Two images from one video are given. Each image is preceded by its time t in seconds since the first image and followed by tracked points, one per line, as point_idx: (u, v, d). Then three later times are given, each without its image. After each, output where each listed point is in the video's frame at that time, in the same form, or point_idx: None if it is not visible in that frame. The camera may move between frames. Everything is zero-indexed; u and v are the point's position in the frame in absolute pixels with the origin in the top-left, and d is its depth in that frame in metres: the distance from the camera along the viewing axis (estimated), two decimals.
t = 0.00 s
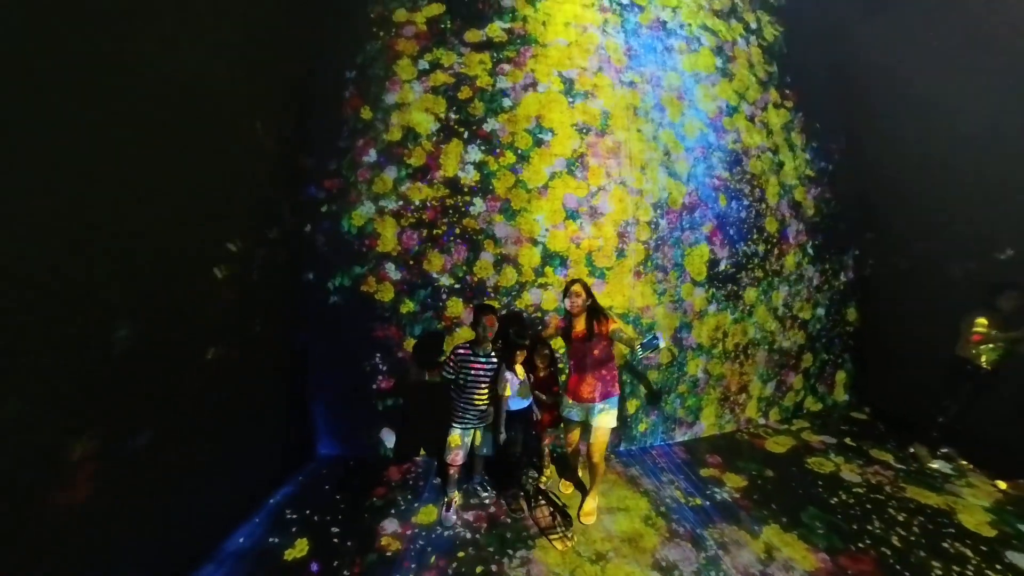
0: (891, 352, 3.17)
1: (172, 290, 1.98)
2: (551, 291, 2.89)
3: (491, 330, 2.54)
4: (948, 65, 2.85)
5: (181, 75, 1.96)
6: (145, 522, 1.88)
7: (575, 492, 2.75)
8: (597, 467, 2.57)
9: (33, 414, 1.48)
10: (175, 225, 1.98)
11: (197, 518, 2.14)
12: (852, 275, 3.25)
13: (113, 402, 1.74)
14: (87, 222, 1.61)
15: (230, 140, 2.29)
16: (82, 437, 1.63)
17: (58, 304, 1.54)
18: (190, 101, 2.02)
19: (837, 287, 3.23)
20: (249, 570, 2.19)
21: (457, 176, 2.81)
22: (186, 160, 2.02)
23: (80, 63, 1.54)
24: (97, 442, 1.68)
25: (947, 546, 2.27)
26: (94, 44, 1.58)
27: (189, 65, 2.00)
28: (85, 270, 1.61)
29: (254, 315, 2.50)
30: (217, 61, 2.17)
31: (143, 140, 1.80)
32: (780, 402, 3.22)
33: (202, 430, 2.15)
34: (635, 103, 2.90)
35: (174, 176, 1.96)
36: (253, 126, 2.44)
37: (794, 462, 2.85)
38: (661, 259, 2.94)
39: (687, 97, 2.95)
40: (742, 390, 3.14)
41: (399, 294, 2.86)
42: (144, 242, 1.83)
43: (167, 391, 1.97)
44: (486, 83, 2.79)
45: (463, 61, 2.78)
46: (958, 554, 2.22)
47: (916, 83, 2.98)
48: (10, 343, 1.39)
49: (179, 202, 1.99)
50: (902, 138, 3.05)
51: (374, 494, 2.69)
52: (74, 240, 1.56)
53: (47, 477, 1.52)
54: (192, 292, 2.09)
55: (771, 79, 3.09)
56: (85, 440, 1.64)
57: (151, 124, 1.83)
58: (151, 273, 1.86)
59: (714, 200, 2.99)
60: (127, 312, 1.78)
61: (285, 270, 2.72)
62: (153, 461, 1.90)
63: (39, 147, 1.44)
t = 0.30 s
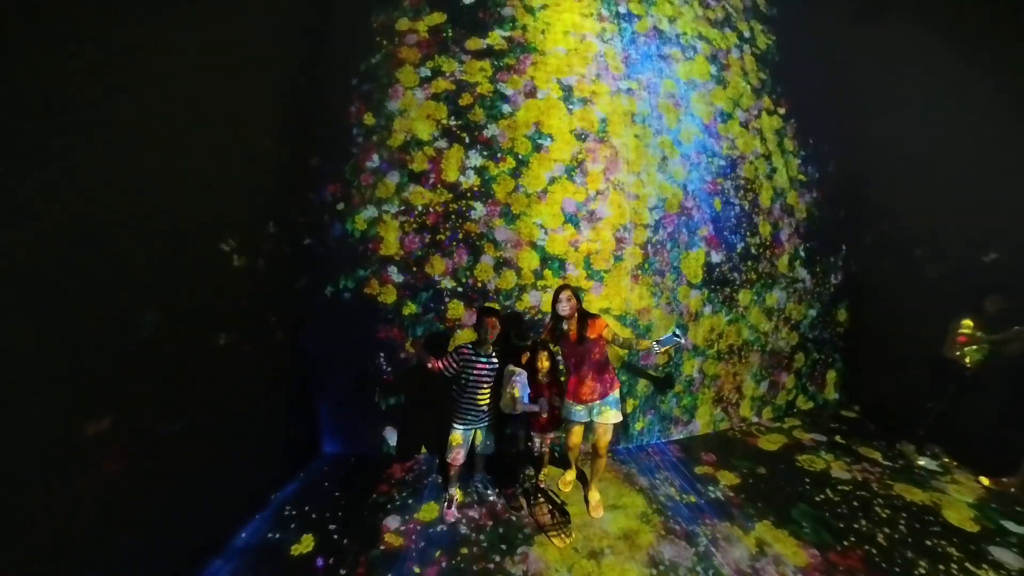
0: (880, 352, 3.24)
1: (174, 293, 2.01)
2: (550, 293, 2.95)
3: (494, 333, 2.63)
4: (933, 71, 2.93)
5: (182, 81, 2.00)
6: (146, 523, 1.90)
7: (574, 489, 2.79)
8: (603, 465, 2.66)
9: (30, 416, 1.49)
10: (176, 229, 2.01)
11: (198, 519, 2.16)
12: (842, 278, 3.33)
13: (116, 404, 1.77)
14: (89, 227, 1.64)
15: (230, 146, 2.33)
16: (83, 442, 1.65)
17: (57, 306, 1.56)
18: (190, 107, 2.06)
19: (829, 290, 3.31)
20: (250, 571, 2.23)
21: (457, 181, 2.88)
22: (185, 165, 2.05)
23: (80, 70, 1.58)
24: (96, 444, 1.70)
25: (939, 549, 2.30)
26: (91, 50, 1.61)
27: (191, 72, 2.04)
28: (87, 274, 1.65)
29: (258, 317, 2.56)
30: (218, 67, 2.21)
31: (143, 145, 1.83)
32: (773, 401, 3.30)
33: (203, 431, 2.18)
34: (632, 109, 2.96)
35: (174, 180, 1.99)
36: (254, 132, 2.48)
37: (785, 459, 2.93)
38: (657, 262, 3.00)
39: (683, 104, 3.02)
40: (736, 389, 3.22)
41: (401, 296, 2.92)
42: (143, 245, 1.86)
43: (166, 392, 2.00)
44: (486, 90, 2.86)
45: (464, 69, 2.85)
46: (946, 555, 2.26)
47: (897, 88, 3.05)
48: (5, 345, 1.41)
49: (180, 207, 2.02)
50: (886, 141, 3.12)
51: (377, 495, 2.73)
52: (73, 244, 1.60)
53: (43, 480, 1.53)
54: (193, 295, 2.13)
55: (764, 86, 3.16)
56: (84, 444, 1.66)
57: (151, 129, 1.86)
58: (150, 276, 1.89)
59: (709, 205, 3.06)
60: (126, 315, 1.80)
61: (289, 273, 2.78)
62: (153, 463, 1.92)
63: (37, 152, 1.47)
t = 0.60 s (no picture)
0: (869, 351, 3.30)
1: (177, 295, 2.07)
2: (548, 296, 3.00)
3: (497, 336, 2.72)
4: (918, 77, 3.01)
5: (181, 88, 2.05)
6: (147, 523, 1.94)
7: (573, 489, 2.86)
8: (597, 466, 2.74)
9: (31, 415, 1.54)
10: (177, 233, 2.06)
11: (199, 520, 2.20)
12: (832, 280, 3.41)
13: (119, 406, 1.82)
14: (92, 232, 1.70)
15: (231, 151, 2.39)
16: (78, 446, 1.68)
17: (56, 310, 1.60)
18: (191, 112, 2.11)
19: (820, 292, 3.40)
20: (249, 570, 2.27)
21: (457, 187, 2.95)
22: (185, 169, 2.10)
23: (78, 77, 1.63)
24: (95, 447, 1.73)
25: (925, 551, 2.35)
26: (89, 55, 1.66)
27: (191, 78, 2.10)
28: (90, 278, 1.70)
29: (262, 319, 2.63)
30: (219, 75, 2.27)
31: (142, 150, 1.88)
32: (764, 400, 3.38)
33: (204, 432, 2.23)
34: (628, 116, 3.03)
35: (174, 184, 2.04)
36: (255, 138, 2.55)
37: (773, 458, 3.01)
38: (653, 266, 3.07)
39: (678, 111, 3.09)
40: (729, 389, 3.30)
41: (402, 299, 2.99)
42: (145, 248, 1.91)
43: (172, 393, 2.05)
44: (485, 98, 2.92)
45: (464, 77, 2.92)
46: (930, 555, 2.32)
47: (889, 93, 3.13)
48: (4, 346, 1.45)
49: (180, 210, 2.07)
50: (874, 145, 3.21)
51: (383, 492, 2.82)
52: (75, 248, 1.65)
53: (37, 485, 1.55)
54: (196, 297, 2.18)
55: (756, 94, 3.25)
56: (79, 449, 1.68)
57: (149, 135, 1.91)
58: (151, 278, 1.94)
59: (703, 210, 3.13)
60: (129, 317, 1.85)
61: (292, 276, 2.86)
62: (155, 463, 1.97)
63: (40, 158, 1.53)
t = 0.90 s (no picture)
0: (859, 351, 3.41)
1: (175, 298, 2.12)
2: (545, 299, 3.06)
3: (501, 339, 2.87)
4: (901, 83, 3.10)
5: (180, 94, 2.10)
6: (147, 523, 1.97)
7: (570, 485, 2.95)
8: (603, 469, 2.75)
9: (36, 415, 1.58)
10: (177, 237, 2.12)
11: (199, 520, 2.24)
12: (820, 283, 3.53)
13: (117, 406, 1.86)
14: (92, 237, 1.74)
15: (231, 157, 2.44)
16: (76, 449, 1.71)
17: (52, 314, 1.63)
18: (190, 119, 2.16)
19: (810, 293, 3.50)
20: (252, 567, 2.33)
21: (457, 191, 3.02)
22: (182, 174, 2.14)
23: (76, 83, 1.66)
24: (95, 448, 1.77)
25: (907, 546, 2.41)
26: (87, 64, 1.70)
27: (191, 85, 2.15)
28: (93, 282, 1.75)
29: (263, 320, 2.70)
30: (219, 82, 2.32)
31: (141, 157, 1.92)
32: (756, 398, 3.47)
33: (204, 432, 2.28)
34: (624, 122, 3.10)
35: (173, 190, 2.10)
36: (255, 144, 2.60)
37: (764, 455, 3.09)
38: (648, 268, 3.14)
39: (673, 118, 3.17)
40: (722, 388, 3.39)
41: (404, 301, 3.06)
42: (143, 253, 1.95)
43: (169, 393, 2.09)
44: (485, 105, 2.99)
45: (463, 84, 2.99)
46: (914, 550, 2.38)
47: (877, 99, 3.23)
48: (5, 348, 1.48)
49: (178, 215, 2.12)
50: (864, 150, 3.31)
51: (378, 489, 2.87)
52: (75, 254, 1.69)
53: (37, 488, 1.58)
54: (195, 300, 2.23)
55: (748, 101, 3.33)
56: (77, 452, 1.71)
57: (148, 140, 1.95)
58: (149, 282, 1.98)
59: (697, 214, 3.21)
60: (127, 320, 1.89)
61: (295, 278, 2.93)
62: (156, 462, 2.01)
63: (49, 164, 1.59)
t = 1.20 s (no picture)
0: (847, 350, 3.48)
1: (175, 301, 2.17)
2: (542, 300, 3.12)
3: (499, 340, 2.86)
4: (885, 88, 3.18)
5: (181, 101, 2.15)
6: (147, 523, 2.02)
7: (567, 483, 3.00)
8: (603, 466, 2.84)
9: (35, 415, 1.62)
10: (175, 239, 2.16)
11: (199, 520, 2.28)
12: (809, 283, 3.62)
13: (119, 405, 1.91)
14: (94, 241, 1.80)
15: (231, 162, 2.49)
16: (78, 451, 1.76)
17: (53, 317, 1.68)
18: (189, 125, 2.21)
19: (800, 293, 3.60)
20: (255, 564, 2.39)
21: (456, 195, 3.08)
22: (184, 178, 2.19)
23: (76, 93, 1.71)
24: (94, 449, 1.81)
25: (890, 540, 2.49)
26: (86, 73, 1.75)
27: (190, 92, 2.20)
28: (94, 285, 1.80)
29: (264, 321, 2.75)
30: (219, 89, 2.37)
31: (140, 162, 1.97)
32: (747, 396, 3.56)
33: (204, 432, 2.32)
34: (620, 128, 3.17)
35: (174, 195, 2.15)
36: (255, 150, 2.65)
37: (754, 452, 3.16)
38: (643, 270, 3.22)
39: (667, 123, 3.25)
40: (715, 387, 3.47)
41: (403, 303, 3.13)
42: (143, 256, 2.00)
43: (169, 394, 2.14)
44: (483, 110, 3.05)
45: (462, 89, 3.05)
46: (897, 544, 2.45)
47: (862, 106, 3.31)
48: (5, 349, 1.52)
49: (179, 220, 2.17)
50: (851, 153, 3.39)
51: (372, 485, 2.94)
52: (76, 258, 1.74)
53: (37, 489, 1.63)
54: (194, 301, 2.28)
55: (740, 107, 3.42)
56: (78, 454, 1.76)
57: (147, 147, 2.00)
58: (150, 284, 2.04)
59: (690, 217, 3.29)
60: (128, 322, 1.94)
61: (296, 279, 2.98)
62: (156, 462, 2.06)
63: (49, 169, 1.63)
